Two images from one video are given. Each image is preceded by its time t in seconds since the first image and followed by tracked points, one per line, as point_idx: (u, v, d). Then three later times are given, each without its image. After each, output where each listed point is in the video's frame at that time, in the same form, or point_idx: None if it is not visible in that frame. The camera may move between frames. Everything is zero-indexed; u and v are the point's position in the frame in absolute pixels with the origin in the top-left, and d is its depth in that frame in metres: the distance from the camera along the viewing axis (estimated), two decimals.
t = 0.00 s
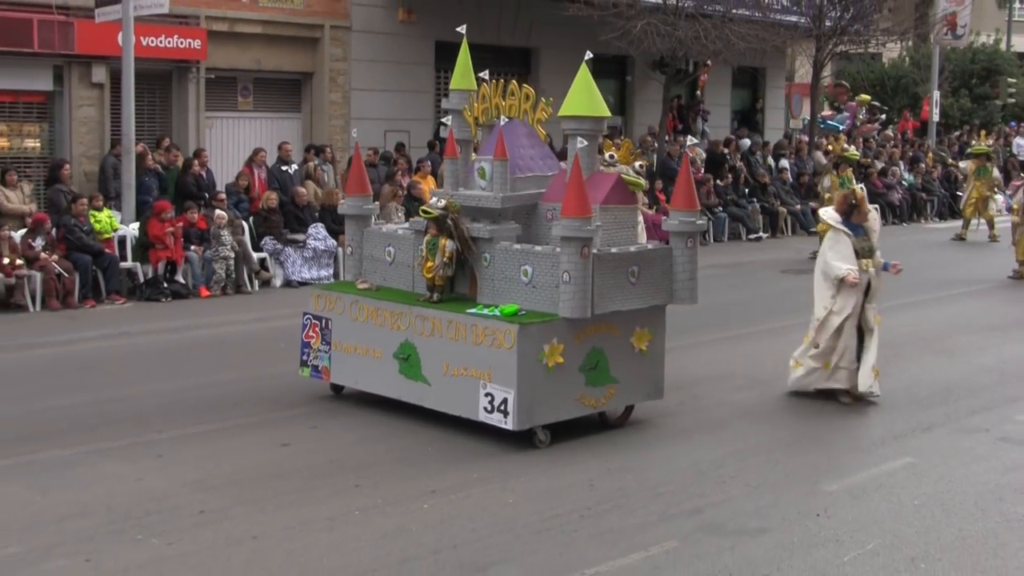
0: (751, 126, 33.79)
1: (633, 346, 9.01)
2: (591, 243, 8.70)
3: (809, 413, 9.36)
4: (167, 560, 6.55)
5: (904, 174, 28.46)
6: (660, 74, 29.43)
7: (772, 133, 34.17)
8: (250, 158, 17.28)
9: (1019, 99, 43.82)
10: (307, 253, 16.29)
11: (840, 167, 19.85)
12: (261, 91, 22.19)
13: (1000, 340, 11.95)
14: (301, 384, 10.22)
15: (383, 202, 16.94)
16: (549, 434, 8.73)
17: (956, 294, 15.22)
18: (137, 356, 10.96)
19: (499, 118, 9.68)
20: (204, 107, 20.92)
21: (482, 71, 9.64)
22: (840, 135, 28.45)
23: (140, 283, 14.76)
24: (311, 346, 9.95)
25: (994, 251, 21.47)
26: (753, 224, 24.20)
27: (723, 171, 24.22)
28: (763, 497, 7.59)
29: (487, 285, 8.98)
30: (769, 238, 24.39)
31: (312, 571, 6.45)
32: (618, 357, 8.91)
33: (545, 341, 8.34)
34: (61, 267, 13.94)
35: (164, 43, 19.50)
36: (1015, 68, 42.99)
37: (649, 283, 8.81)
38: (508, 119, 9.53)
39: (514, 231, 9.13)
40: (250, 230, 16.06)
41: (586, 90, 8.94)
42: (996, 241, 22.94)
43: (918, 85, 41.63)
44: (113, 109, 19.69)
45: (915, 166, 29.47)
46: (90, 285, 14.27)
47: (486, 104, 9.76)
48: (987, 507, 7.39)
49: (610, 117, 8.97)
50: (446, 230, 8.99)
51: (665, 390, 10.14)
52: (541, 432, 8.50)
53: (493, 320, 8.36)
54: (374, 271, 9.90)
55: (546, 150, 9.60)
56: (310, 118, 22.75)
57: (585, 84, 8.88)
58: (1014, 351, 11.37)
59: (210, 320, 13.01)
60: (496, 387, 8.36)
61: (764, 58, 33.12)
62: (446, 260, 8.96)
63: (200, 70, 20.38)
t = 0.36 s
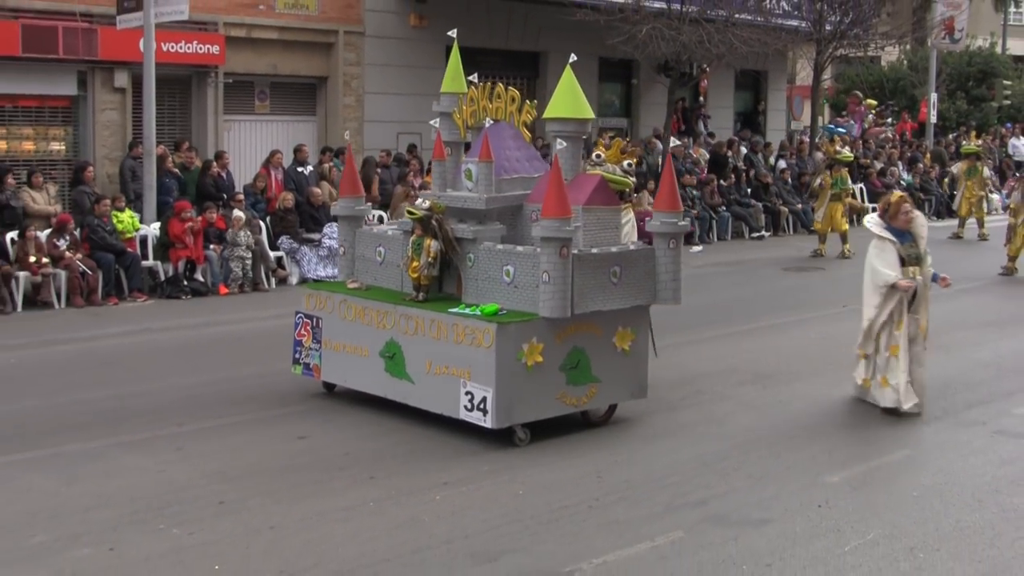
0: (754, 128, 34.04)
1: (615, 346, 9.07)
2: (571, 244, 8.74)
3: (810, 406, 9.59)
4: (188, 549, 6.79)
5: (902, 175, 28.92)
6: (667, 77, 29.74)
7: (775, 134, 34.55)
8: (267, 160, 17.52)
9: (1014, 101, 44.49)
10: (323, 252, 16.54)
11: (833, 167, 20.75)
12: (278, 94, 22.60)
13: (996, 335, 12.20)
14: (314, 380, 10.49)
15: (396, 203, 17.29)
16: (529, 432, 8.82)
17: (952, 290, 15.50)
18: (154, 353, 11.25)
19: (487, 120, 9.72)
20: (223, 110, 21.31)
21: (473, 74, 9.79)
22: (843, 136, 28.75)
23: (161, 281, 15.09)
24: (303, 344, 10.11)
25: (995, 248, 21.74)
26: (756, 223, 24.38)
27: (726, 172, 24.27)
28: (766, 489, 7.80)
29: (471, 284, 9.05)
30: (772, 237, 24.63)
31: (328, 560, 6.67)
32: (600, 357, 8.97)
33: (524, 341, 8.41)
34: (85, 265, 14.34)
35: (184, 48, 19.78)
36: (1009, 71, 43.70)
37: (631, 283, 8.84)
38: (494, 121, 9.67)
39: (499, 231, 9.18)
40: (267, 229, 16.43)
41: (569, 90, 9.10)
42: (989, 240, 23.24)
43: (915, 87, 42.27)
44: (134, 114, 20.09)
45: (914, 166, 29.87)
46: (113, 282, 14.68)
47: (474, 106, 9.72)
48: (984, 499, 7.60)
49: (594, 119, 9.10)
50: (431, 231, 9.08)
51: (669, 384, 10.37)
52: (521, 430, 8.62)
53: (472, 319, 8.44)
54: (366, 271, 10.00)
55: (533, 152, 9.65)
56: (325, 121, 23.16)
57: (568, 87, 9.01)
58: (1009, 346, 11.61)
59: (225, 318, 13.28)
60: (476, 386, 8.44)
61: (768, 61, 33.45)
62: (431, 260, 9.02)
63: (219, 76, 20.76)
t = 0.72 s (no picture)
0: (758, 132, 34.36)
1: (604, 347, 9.19)
2: (561, 245, 8.94)
3: (812, 402, 9.83)
4: (209, 539, 7.00)
5: (903, 177, 29.21)
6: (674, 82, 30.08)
7: (779, 137, 34.88)
8: (285, 162, 18.00)
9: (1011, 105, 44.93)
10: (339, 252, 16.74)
11: (840, 170, 21.03)
12: (297, 98, 22.94)
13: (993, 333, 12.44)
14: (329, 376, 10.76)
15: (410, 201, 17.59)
16: (517, 432, 8.97)
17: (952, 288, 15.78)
18: (172, 351, 11.52)
19: (478, 122, 9.76)
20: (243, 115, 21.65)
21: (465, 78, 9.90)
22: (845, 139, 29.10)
23: (184, 279, 15.59)
24: (297, 344, 10.23)
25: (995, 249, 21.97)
26: (761, 224, 24.67)
27: (732, 174, 24.55)
28: (770, 483, 8.01)
29: (462, 285, 9.17)
30: (776, 237, 24.88)
31: (345, 550, 6.87)
32: (589, 357, 9.09)
33: (513, 341, 8.52)
34: (110, 265, 14.78)
35: (205, 54, 20.26)
36: (1006, 76, 44.17)
37: (619, 284, 8.97)
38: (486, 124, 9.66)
39: (489, 233, 9.26)
40: (285, 229, 16.75)
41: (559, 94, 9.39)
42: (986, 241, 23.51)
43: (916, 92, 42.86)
44: (159, 117, 20.43)
45: (914, 169, 30.05)
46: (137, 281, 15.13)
47: (467, 110, 9.81)
48: (983, 493, 7.81)
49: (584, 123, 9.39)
50: (422, 233, 9.19)
51: (675, 381, 10.62)
52: (510, 430, 8.73)
53: (462, 320, 8.56)
54: (359, 271, 10.11)
55: (523, 155, 9.79)
56: (343, 124, 23.50)
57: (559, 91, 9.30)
58: (1006, 344, 11.87)
59: (240, 317, 13.55)
60: (465, 386, 8.54)
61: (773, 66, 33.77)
62: (422, 261, 9.15)
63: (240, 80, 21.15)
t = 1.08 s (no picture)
0: (760, 135, 34.61)
1: (592, 347, 9.31)
2: (549, 247, 8.95)
3: (812, 397, 10.07)
4: (226, 532, 7.13)
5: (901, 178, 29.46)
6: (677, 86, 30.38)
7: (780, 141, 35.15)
8: (300, 165, 18.26)
9: (1005, 109, 45.29)
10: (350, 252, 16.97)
11: (838, 171, 21.29)
12: (310, 103, 23.52)
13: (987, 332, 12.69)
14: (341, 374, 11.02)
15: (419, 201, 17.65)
16: (506, 432, 9.07)
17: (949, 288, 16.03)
18: (186, 353, 11.78)
19: (466, 126, 9.80)
20: (258, 119, 22.26)
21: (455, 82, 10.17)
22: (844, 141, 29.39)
23: (201, 279, 16.01)
24: (290, 346, 10.32)
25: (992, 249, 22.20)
26: (763, 224, 24.89)
27: (735, 176, 24.83)
28: (773, 476, 8.23)
29: (452, 287, 9.26)
30: (778, 237, 25.10)
31: (360, 542, 7.01)
32: (577, 357, 9.21)
33: (502, 343, 8.61)
34: (130, 266, 15.15)
35: (222, 61, 20.75)
36: (1002, 80, 44.52)
37: (607, 285, 9.09)
38: (474, 128, 9.73)
39: (478, 235, 9.37)
40: (301, 231, 17.25)
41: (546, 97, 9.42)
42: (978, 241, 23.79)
43: (914, 96, 43.35)
44: (176, 123, 21.10)
45: (911, 170, 30.34)
46: (157, 282, 15.52)
47: (456, 113, 9.85)
48: (979, 486, 8.03)
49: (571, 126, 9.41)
50: (411, 236, 9.23)
51: (680, 378, 10.84)
52: (499, 430, 8.82)
53: (451, 322, 8.63)
54: (351, 274, 10.22)
55: (510, 158, 9.90)
56: (356, 128, 24.09)
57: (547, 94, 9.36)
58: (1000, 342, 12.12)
59: (251, 319, 13.80)
60: (455, 387, 8.62)
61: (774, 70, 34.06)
62: (412, 264, 9.20)
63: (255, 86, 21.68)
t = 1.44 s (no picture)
0: (763, 137, 34.76)
1: (582, 347, 9.30)
2: (538, 248, 8.95)
3: (814, 394, 10.20)
4: (239, 527, 7.23)
5: (902, 179, 29.60)
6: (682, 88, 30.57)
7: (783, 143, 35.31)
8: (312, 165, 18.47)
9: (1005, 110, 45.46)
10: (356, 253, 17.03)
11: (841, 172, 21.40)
12: (321, 105, 23.70)
13: (985, 330, 12.85)
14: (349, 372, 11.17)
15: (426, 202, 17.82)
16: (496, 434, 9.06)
17: (950, 287, 16.18)
18: (196, 352, 11.95)
19: (456, 128, 9.90)
20: (270, 122, 22.43)
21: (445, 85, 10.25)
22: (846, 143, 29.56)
23: (213, 280, 16.18)
24: (281, 347, 10.29)
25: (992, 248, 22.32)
26: (766, 225, 25.00)
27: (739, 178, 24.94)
28: (776, 472, 8.37)
29: (443, 288, 9.23)
30: (781, 237, 25.24)
31: (370, 537, 7.13)
32: (567, 357, 9.19)
33: (492, 343, 8.56)
34: (144, 266, 15.33)
35: (234, 65, 20.96)
36: (1000, 82, 44.71)
37: (597, 285, 9.07)
38: (463, 129, 9.85)
39: (468, 236, 9.37)
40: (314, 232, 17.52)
41: (535, 99, 9.43)
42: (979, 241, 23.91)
43: (914, 98, 43.62)
44: (190, 126, 21.29)
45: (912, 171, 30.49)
46: (170, 281, 15.68)
47: (444, 115, 10.00)
48: (979, 481, 8.16)
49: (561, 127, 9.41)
50: (402, 237, 9.26)
51: (685, 376, 10.98)
52: (490, 432, 8.86)
53: (441, 323, 8.59)
54: (342, 275, 10.21)
55: (500, 160, 9.91)
56: (365, 131, 24.30)
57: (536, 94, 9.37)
58: (998, 340, 12.27)
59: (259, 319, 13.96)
60: (446, 388, 8.56)
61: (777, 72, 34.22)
62: (402, 265, 9.21)
63: (266, 89, 21.83)
